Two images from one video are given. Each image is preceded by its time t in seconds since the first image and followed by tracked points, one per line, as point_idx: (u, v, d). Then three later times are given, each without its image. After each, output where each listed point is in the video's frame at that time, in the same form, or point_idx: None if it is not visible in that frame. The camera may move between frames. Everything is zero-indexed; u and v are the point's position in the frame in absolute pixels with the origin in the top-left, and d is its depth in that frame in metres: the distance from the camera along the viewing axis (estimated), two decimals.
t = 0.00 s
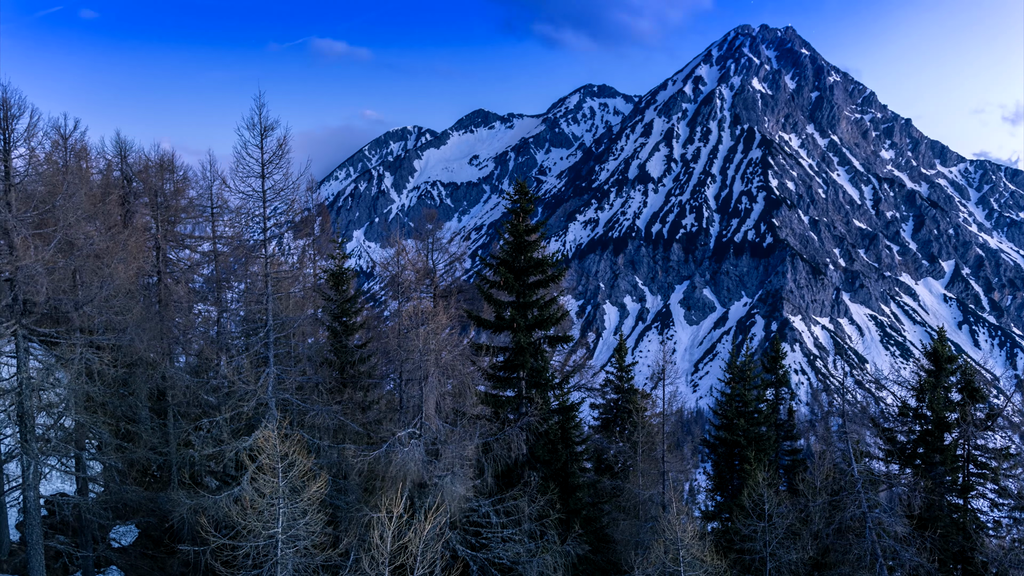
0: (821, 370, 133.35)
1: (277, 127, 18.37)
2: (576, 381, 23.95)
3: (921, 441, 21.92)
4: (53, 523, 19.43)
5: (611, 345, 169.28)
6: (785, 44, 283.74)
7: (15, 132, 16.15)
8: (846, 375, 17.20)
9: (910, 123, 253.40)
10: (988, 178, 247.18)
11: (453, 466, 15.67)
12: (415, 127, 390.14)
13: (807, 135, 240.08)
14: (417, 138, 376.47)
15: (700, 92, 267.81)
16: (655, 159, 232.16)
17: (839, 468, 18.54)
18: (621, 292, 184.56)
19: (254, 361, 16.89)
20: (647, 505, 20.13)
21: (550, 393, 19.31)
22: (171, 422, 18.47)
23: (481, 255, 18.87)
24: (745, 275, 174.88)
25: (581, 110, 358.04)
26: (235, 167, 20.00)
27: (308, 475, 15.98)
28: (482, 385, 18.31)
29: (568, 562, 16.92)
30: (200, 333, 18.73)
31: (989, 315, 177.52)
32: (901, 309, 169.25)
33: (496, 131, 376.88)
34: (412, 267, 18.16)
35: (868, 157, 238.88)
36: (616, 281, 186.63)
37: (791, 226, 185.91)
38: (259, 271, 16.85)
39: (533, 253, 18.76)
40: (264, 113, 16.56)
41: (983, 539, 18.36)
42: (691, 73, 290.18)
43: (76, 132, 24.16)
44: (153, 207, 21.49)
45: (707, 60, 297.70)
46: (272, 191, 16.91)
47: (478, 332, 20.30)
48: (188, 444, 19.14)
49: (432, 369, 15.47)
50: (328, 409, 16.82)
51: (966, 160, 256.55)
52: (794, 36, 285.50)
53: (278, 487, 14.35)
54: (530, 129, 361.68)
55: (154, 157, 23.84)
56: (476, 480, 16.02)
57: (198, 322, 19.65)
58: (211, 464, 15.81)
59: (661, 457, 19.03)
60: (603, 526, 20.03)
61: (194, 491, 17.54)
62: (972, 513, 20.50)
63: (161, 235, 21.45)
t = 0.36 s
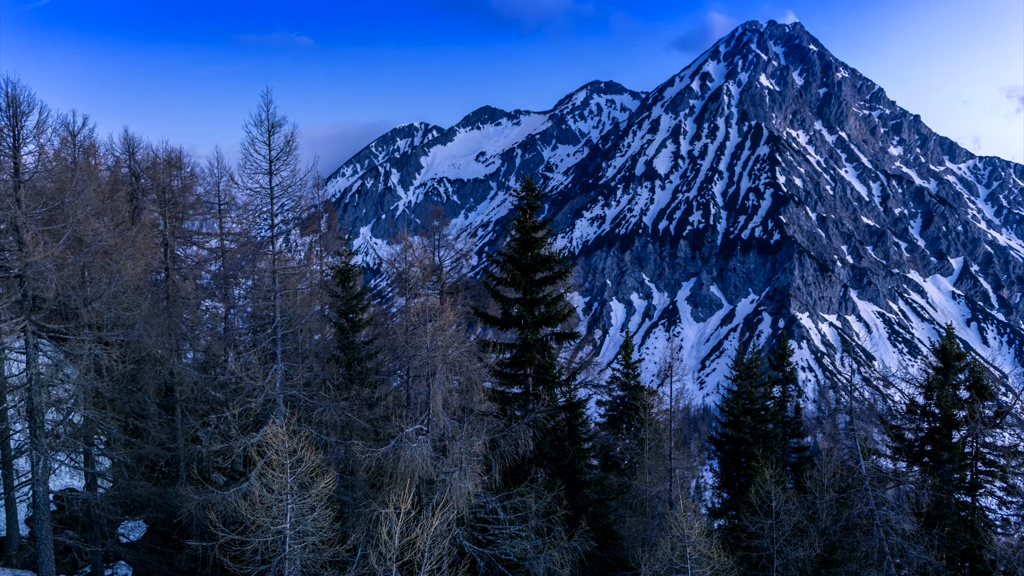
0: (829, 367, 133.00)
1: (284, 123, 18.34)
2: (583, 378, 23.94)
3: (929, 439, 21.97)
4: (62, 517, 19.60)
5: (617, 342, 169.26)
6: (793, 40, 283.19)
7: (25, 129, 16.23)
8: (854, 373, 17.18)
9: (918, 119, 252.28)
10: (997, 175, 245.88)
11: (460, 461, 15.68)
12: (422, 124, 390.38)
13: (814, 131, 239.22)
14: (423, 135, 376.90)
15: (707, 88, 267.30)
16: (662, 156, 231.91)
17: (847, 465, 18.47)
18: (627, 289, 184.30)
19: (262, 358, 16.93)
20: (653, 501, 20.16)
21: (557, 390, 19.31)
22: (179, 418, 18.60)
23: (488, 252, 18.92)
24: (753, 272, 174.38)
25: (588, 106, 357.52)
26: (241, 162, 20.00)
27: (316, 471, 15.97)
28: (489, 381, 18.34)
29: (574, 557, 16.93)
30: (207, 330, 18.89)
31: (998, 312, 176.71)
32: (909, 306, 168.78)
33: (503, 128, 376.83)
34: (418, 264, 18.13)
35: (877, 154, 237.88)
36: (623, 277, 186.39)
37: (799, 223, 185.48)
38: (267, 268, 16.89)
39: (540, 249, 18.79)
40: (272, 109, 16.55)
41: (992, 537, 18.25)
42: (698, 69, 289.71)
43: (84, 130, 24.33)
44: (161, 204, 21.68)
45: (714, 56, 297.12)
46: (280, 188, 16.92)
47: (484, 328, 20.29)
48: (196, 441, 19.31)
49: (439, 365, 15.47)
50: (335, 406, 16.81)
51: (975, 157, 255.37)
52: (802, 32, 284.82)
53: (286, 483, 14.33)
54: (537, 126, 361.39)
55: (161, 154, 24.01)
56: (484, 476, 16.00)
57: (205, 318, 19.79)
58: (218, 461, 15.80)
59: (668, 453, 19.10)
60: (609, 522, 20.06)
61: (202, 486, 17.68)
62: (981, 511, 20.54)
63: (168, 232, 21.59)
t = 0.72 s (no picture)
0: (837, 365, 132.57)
1: (293, 120, 18.38)
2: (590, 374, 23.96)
3: (937, 437, 21.90)
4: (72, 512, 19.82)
5: (625, 339, 169.34)
6: (801, 36, 282.65)
7: (35, 125, 16.33)
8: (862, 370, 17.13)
9: (927, 116, 250.89)
10: (1007, 172, 244.09)
11: (466, 458, 15.69)
12: (429, 121, 391.00)
13: (823, 128, 238.17)
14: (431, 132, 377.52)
15: (715, 84, 266.55)
16: (670, 152, 231.49)
17: (855, 463, 18.39)
18: (635, 286, 184.10)
19: (270, 354, 17.00)
20: (660, 498, 20.17)
21: (564, 387, 19.38)
22: (188, 414, 18.73)
23: (495, 249, 18.96)
24: (761, 269, 173.94)
25: (595, 103, 357.25)
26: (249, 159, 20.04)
27: (324, 467, 16.01)
28: (496, 378, 18.38)
29: (582, 554, 16.90)
30: (214, 326, 19.00)
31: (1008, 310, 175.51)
32: (917, 304, 168.25)
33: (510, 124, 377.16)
34: (426, 261, 18.15)
35: (886, 150, 236.61)
36: (630, 275, 186.20)
37: (807, 220, 184.83)
38: (275, 265, 16.90)
39: (547, 246, 18.86)
40: (280, 105, 16.62)
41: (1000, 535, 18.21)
42: (706, 65, 289.01)
43: (94, 126, 24.60)
44: (170, 201, 21.91)
45: (722, 52, 296.29)
46: (288, 184, 16.97)
47: (491, 325, 20.33)
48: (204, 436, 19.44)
49: (446, 362, 15.47)
50: (343, 402, 16.87)
51: (985, 153, 253.71)
52: (810, 29, 283.85)
53: (293, 480, 14.33)
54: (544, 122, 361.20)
55: (169, 150, 24.23)
56: (491, 473, 16.00)
57: (213, 314, 19.89)
58: (226, 457, 15.85)
59: (675, 450, 19.11)
60: (616, 519, 20.08)
61: (210, 482, 17.81)
62: (989, 509, 20.49)
63: (177, 228, 21.81)
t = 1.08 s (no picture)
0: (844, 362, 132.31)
1: (300, 116, 18.39)
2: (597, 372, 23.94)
3: (945, 434, 21.85)
4: (81, 507, 19.93)
5: (631, 335, 169.52)
6: (810, 32, 282.20)
7: (44, 122, 16.39)
8: (870, 367, 17.07)
9: (936, 112, 249.59)
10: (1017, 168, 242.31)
11: (474, 454, 15.69)
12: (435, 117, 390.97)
13: (831, 124, 237.18)
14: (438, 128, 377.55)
15: (722, 81, 265.91)
16: (677, 149, 231.05)
17: (863, 460, 18.32)
18: (641, 283, 183.99)
19: (278, 350, 16.99)
20: (667, 495, 20.14)
21: (571, 383, 19.37)
22: (196, 410, 18.81)
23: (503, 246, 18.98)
24: (768, 266, 173.56)
25: (602, 99, 356.94)
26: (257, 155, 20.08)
27: (332, 463, 16.00)
28: (503, 375, 18.37)
29: (588, 551, 16.88)
30: (222, 321, 19.12)
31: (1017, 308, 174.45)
32: (925, 300, 167.76)
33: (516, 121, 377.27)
34: (433, 257, 18.16)
35: (894, 147, 235.68)
36: (637, 271, 186.03)
37: (814, 216, 184.20)
38: (283, 261, 16.88)
39: (554, 243, 18.86)
40: (289, 101, 16.64)
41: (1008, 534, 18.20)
42: (714, 61, 288.17)
43: (102, 123, 24.80)
44: (178, 197, 22.10)
45: (730, 48, 295.37)
46: (296, 180, 16.98)
47: (499, 321, 20.34)
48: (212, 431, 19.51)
49: (454, 359, 15.45)
50: (351, 398, 16.90)
51: (994, 150, 252.05)
52: (818, 24, 282.74)
53: (301, 475, 14.33)
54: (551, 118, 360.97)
55: (177, 146, 24.44)
56: (498, 470, 15.99)
57: (220, 310, 19.98)
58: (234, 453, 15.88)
59: (683, 448, 19.13)
60: (624, 516, 20.11)
61: (218, 477, 17.85)
62: (998, 507, 20.47)
63: (185, 225, 22.00)
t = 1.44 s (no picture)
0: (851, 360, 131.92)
1: (308, 113, 18.37)
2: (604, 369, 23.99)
3: (955, 432, 21.83)
4: (90, 502, 20.08)
5: (639, 333, 169.53)
6: (818, 28, 281.67)
7: (53, 120, 16.48)
8: (879, 365, 17.01)
9: (945, 108, 248.33)
10: None
11: (482, 451, 15.72)
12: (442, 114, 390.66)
13: (839, 121, 236.02)
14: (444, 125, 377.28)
15: (730, 77, 264.97)
16: (684, 146, 230.50)
17: (871, 458, 18.28)
18: (648, 280, 183.73)
19: (285, 346, 17.01)
20: (674, 493, 20.18)
21: (579, 381, 19.44)
22: (203, 406, 18.88)
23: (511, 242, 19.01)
24: (775, 263, 173.02)
25: (609, 96, 356.48)
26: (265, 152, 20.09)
27: (339, 459, 16.04)
28: (511, 372, 18.38)
29: (595, 548, 16.87)
30: (229, 317, 19.23)
31: None
32: (933, 298, 167.11)
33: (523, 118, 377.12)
34: (440, 254, 18.16)
35: (902, 143, 234.58)
36: (643, 269, 185.79)
37: (822, 214, 183.50)
38: (290, 258, 16.92)
39: (562, 240, 18.83)
40: (297, 98, 16.62)
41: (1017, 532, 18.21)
42: (721, 58, 287.31)
43: (109, 121, 24.86)
44: (186, 194, 22.19)
45: (737, 45, 294.35)
46: (303, 177, 17.01)
47: (506, 318, 20.35)
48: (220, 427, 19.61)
49: (461, 356, 15.47)
50: (358, 395, 16.97)
51: (1004, 147, 250.34)
52: (826, 21, 281.69)
53: (309, 471, 14.39)
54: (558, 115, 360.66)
55: (183, 143, 24.47)
56: (506, 466, 16.01)
57: (228, 306, 20.10)
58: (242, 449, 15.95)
59: (691, 445, 19.18)
60: (630, 513, 20.18)
61: (225, 473, 17.93)
62: (1007, 505, 20.47)
63: (192, 221, 22.10)
